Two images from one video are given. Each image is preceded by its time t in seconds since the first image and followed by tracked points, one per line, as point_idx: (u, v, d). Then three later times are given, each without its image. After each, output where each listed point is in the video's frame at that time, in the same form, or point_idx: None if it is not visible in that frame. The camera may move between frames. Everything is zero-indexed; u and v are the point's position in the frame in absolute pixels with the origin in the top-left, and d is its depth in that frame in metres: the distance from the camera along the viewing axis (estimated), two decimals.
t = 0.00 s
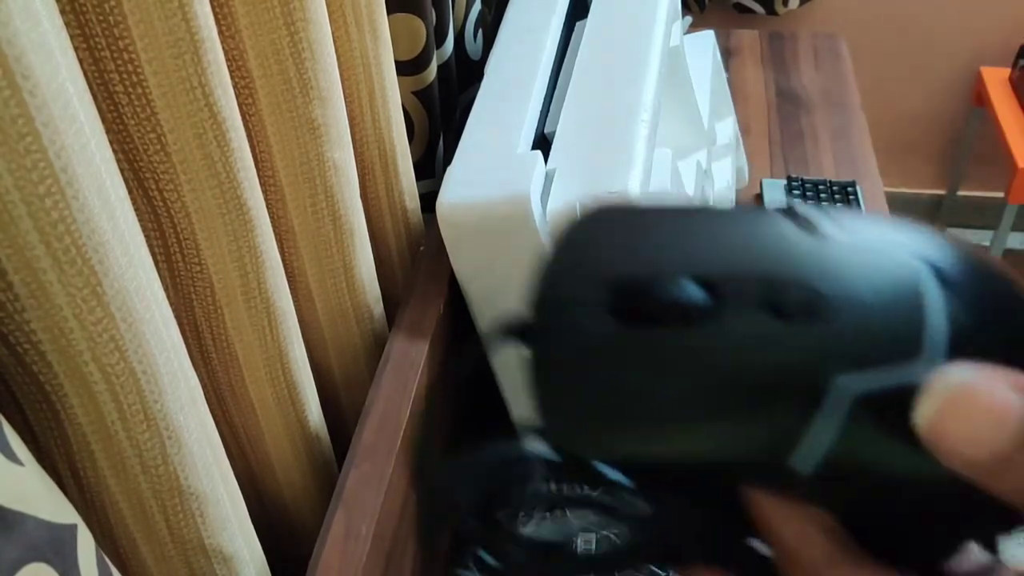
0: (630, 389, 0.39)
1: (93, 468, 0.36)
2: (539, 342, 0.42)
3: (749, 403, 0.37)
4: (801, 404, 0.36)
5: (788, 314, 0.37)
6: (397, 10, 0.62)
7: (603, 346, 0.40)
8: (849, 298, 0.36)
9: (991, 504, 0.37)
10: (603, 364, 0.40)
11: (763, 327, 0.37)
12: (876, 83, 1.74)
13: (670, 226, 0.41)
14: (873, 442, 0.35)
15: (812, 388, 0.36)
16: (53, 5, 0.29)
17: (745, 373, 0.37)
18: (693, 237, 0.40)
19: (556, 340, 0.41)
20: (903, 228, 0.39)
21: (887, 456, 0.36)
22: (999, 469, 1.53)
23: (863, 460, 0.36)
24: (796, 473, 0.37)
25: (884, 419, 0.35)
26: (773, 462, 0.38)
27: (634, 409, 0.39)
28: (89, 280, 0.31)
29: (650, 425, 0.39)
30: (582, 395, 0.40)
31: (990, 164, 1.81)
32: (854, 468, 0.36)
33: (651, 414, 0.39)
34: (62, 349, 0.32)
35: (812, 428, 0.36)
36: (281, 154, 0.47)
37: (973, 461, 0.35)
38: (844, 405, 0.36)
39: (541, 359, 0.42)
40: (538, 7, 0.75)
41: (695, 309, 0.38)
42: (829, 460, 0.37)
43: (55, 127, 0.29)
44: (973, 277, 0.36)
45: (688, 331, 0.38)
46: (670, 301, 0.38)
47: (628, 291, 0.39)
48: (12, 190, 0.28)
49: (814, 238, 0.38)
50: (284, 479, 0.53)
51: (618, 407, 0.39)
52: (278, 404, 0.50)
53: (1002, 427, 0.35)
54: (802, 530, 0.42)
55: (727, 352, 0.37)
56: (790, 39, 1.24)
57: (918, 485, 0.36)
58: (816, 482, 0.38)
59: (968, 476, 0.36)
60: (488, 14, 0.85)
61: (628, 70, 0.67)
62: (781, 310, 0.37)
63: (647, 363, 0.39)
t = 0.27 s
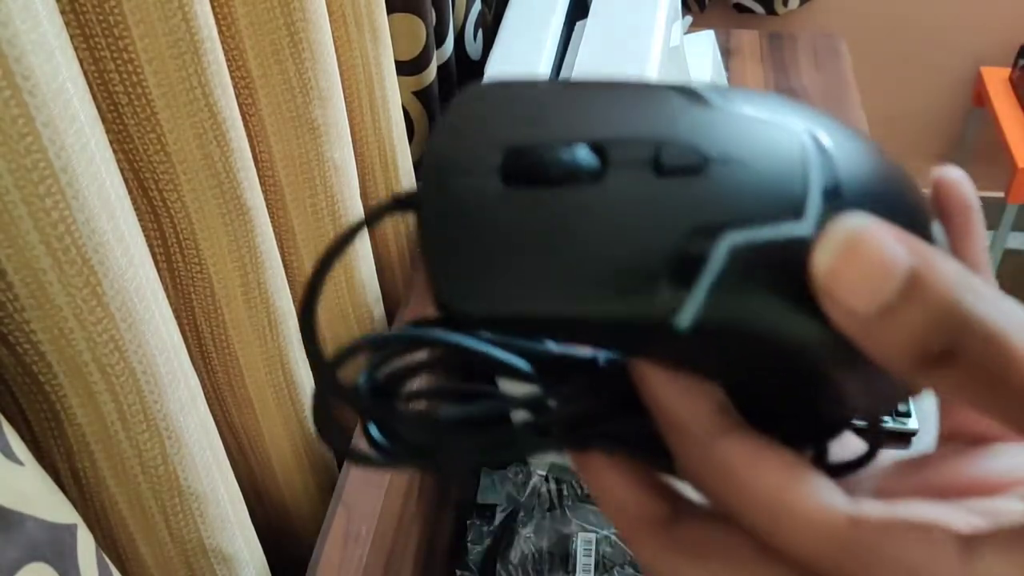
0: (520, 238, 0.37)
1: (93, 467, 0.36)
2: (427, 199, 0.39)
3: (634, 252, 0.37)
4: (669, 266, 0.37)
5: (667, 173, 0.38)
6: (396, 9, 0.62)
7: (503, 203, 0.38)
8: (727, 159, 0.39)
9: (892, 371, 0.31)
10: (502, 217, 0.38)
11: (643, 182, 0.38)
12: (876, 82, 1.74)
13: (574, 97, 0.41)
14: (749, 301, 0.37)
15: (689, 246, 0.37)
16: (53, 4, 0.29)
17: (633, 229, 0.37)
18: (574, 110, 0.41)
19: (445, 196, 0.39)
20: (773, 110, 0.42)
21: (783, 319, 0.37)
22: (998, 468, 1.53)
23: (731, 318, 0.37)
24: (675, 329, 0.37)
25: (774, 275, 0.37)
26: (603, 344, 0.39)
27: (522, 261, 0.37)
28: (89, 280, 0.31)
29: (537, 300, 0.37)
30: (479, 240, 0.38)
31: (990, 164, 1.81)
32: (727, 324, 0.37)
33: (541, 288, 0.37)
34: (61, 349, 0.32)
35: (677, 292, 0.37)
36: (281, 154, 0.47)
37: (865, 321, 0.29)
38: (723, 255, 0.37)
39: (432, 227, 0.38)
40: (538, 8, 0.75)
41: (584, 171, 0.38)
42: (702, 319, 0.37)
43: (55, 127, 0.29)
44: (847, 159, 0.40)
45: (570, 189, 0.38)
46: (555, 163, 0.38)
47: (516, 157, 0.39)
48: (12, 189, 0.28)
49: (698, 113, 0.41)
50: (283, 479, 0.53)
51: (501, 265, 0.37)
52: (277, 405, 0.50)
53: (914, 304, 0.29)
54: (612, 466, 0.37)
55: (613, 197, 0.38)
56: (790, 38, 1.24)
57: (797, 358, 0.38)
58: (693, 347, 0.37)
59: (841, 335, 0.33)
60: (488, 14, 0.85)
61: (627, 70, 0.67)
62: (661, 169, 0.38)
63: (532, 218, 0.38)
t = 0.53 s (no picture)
0: (475, 217, 0.35)
1: (93, 467, 0.36)
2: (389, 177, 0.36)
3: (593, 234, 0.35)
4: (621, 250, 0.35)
5: (625, 154, 0.36)
6: (396, 9, 0.62)
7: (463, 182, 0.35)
8: (688, 144, 0.36)
9: (829, 340, 0.31)
10: (460, 196, 0.35)
11: (602, 166, 0.35)
12: (875, 82, 1.74)
13: (537, 72, 0.38)
14: (696, 272, 0.36)
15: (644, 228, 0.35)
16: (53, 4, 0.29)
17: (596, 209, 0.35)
18: (529, 82, 0.38)
19: (405, 169, 0.36)
20: (733, 91, 0.40)
21: (733, 295, 0.36)
22: (997, 468, 1.53)
23: (679, 293, 0.36)
24: (624, 302, 0.36)
25: (722, 253, 0.35)
26: (556, 316, 0.38)
27: (478, 241, 0.35)
28: (89, 280, 0.31)
29: (487, 277, 0.36)
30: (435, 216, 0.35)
31: (990, 164, 1.81)
32: (676, 297, 0.36)
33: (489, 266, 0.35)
34: (61, 349, 0.32)
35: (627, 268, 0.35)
36: (281, 154, 0.47)
37: (799, 289, 0.29)
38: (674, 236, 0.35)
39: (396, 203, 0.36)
40: (538, 8, 0.75)
41: (545, 153, 0.35)
42: (652, 293, 0.36)
43: (55, 128, 0.29)
44: (803, 146, 0.38)
45: (528, 171, 0.35)
46: (515, 142, 0.35)
47: (479, 139, 0.36)
48: (12, 189, 0.28)
49: (658, 93, 0.38)
50: (283, 479, 0.53)
51: (454, 243, 0.35)
52: (277, 405, 0.50)
53: (842, 272, 0.28)
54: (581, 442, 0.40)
55: (573, 179, 0.35)
56: (790, 38, 1.24)
57: (743, 328, 0.37)
58: (645, 316, 0.36)
59: (781, 304, 0.33)
60: (488, 14, 0.85)
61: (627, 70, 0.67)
62: (618, 149, 0.36)
63: (487, 199, 0.35)
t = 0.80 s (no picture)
0: (476, 224, 0.35)
1: (93, 467, 0.36)
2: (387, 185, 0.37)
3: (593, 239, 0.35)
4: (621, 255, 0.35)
5: (621, 161, 0.36)
6: (396, 8, 0.62)
7: (463, 192, 0.36)
8: (683, 154, 0.37)
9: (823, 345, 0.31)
10: (459, 203, 0.35)
11: (599, 174, 0.36)
12: (876, 82, 1.74)
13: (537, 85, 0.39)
14: (693, 276, 0.35)
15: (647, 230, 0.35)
16: (53, 4, 0.29)
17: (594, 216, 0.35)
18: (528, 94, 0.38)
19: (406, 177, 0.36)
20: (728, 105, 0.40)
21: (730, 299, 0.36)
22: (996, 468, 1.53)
23: (679, 299, 0.36)
24: (623, 308, 0.35)
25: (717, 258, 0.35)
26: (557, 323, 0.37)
27: (478, 247, 0.35)
28: (89, 280, 0.31)
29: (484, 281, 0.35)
30: (436, 223, 0.36)
31: (990, 164, 1.81)
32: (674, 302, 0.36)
33: (490, 270, 0.35)
34: (61, 349, 0.32)
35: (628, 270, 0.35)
36: (281, 155, 0.47)
37: (789, 293, 0.29)
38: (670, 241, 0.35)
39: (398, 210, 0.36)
40: (538, 8, 0.75)
41: (544, 162, 0.36)
42: (650, 298, 0.35)
43: (54, 127, 0.29)
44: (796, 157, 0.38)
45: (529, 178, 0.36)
46: (514, 152, 0.36)
47: (479, 148, 0.36)
48: (12, 190, 0.28)
49: (657, 104, 0.38)
50: (284, 479, 0.53)
51: (456, 249, 0.35)
52: (277, 406, 0.50)
53: (831, 278, 0.28)
54: (583, 446, 0.39)
55: (572, 186, 0.36)
56: (790, 38, 1.24)
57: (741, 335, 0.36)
58: (644, 322, 0.36)
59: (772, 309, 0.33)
60: (488, 14, 0.85)
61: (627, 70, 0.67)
62: (615, 157, 0.36)
63: (486, 204, 0.35)
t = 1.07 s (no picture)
0: (521, 192, 0.38)
1: (93, 467, 0.36)
2: (437, 154, 0.40)
3: (632, 210, 0.37)
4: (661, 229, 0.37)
5: (664, 130, 0.38)
6: (396, 8, 0.62)
7: (509, 158, 0.38)
8: (727, 125, 0.39)
9: (868, 318, 0.31)
10: (503, 168, 0.38)
11: (642, 142, 0.38)
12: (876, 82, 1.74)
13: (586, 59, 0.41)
14: (732, 249, 0.37)
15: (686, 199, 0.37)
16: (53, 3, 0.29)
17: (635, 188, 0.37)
18: (578, 68, 0.41)
19: (452, 146, 0.39)
20: (777, 79, 0.42)
21: (772, 273, 0.38)
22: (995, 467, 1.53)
23: (719, 269, 0.38)
24: (667, 277, 0.37)
25: (757, 230, 0.37)
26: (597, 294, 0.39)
27: (525, 210, 0.38)
28: (89, 280, 0.31)
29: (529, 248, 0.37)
30: (482, 190, 0.38)
31: (989, 164, 1.81)
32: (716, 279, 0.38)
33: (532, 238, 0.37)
34: (61, 348, 0.32)
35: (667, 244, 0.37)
36: (281, 155, 0.47)
37: (833, 263, 0.29)
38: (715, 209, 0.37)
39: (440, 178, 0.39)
40: (538, 7, 0.75)
41: (587, 129, 0.38)
42: (692, 269, 0.37)
43: (54, 127, 0.29)
44: (840, 131, 0.40)
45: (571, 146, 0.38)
46: (557, 120, 0.38)
47: (524, 117, 0.39)
48: (12, 190, 0.28)
49: (701, 78, 0.41)
50: (284, 479, 0.53)
51: (501, 219, 0.38)
52: (277, 406, 0.50)
53: (877, 246, 0.28)
54: (613, 424, 0.41)
55: (613, 154, 0.38)
56: (789, 38, 1.24)
57: (781, 305, 0.38)
58: (676, 298, 0.37)
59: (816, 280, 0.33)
60: (488, 14, 0.85)
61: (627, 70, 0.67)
62: (659, 126, 0.38)
63: (530, 174, 0.38)
